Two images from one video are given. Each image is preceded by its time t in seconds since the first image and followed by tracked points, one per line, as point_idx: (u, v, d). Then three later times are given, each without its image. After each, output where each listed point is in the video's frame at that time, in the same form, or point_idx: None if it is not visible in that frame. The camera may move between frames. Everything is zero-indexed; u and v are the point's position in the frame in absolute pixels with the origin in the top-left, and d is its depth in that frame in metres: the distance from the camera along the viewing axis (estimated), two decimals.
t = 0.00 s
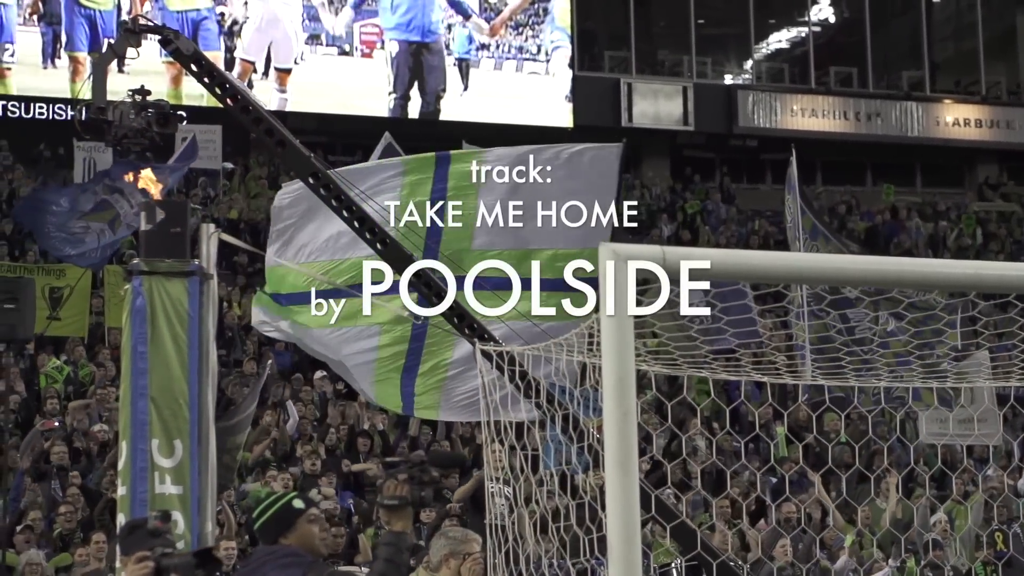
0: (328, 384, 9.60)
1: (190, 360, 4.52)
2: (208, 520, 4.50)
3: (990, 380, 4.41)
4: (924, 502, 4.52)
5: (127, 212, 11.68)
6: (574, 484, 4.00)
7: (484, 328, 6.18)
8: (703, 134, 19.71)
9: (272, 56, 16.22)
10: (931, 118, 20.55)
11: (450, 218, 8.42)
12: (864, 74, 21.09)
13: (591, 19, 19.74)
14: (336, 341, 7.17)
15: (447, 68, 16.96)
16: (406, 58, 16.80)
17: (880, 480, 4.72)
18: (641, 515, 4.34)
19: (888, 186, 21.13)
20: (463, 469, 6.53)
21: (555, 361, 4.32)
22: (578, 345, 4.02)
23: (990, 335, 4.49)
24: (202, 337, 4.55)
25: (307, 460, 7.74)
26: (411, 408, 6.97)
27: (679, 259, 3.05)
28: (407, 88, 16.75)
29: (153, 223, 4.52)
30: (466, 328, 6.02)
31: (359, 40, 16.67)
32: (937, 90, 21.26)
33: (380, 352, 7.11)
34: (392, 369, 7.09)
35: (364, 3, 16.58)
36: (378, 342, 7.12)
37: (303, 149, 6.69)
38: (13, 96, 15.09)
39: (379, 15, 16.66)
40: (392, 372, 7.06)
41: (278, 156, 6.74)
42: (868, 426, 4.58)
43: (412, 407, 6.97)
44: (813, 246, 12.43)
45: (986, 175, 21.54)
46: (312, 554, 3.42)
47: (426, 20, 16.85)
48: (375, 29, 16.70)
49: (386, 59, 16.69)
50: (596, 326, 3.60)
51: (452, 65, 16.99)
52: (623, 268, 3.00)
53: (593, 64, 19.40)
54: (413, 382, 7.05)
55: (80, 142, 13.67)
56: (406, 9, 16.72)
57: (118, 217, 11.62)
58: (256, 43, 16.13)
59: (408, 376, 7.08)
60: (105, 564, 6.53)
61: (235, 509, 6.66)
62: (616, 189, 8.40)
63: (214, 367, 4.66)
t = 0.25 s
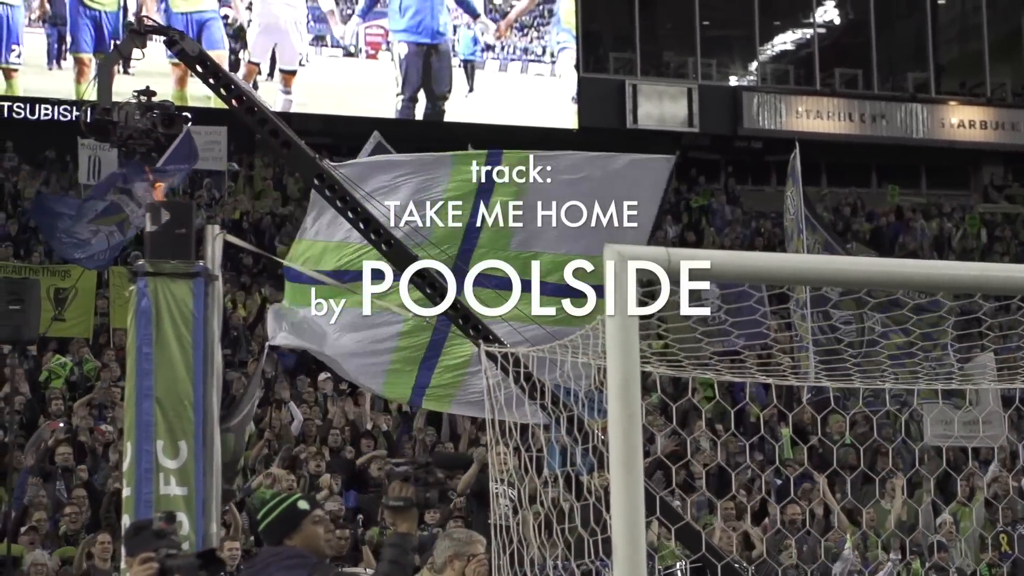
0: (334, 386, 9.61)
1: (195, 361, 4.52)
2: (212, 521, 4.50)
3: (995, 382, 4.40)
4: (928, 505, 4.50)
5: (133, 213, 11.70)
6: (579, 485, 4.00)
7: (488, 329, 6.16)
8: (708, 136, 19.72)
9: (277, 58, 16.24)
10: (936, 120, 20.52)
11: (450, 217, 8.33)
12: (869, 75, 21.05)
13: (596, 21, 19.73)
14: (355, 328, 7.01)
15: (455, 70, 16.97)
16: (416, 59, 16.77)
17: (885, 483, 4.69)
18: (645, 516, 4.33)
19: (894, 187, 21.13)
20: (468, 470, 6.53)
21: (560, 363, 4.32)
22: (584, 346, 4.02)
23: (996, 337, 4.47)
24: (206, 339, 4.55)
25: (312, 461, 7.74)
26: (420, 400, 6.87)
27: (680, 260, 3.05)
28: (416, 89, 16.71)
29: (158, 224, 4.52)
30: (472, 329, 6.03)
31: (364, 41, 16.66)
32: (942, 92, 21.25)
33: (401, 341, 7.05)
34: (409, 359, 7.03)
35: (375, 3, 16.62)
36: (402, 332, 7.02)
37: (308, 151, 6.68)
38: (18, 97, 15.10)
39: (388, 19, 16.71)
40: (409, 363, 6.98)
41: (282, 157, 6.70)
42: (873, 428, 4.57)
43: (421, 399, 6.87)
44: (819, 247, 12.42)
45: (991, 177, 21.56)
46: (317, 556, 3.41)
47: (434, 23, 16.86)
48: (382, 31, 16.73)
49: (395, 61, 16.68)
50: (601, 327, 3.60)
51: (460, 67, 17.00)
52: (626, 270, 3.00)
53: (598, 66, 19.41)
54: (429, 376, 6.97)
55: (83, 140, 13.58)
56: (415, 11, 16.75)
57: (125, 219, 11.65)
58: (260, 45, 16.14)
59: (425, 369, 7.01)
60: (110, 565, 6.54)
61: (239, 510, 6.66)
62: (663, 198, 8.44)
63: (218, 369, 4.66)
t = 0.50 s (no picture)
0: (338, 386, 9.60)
1: (198, 361, 4.53)
2: (215, 521, 4.51)
3: (998, 382, 4.39)
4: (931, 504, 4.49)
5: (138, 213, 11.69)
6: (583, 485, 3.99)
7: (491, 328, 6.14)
8: (712, 136, 19.71)
9: (281, 58, 16.25)
10: (939, 121, 20.56)
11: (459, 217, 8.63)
12: (873, 76, 21.06)
13: (600, 21, 19.73)
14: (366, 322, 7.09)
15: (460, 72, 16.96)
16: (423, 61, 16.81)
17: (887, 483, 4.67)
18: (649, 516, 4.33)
19: (897, 188, 21.13)
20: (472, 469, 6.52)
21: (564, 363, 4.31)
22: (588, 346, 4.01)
23: (999, 338, 4.47)
24: (209, 339, 4.56)
25: (315, 462, 7.74)
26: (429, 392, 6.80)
27: (681, 259, 3.04)
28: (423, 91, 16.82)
29: (161, 224, 4.52)
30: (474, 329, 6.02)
31: (369, 41, 16.66)
32: (945, 92, 21.24)
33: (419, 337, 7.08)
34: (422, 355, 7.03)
35: (380, 4, 16.55)
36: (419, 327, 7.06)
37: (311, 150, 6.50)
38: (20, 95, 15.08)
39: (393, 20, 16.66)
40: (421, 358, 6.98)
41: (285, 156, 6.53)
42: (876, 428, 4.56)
43: (430, 390, 6.78)
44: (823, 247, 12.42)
45: (994, 178, 21.55)
46: (321, 556, 3.41)
47: (440, 23, 16.85)
48: (385, 31, 16.68)
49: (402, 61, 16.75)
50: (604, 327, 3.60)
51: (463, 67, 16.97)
52: (628, 271, 3.01)
53: (602, 66, 19.41)
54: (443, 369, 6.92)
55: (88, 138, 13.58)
56: (421, 12, 16.75)
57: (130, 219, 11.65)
58: (264, 46, 16.15)
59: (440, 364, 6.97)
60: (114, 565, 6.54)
61: (242, 510, 6.66)
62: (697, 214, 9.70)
63: (222, 370, 4.66)
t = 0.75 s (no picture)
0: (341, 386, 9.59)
1: (200, 360, 4.53)
2: (218, 521, 4.52)
3: (1001, 382, 4.38)
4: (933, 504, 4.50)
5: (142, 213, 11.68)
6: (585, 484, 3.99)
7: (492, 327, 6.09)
8: (714, 135, 19.70)
9: (284, 57, 16.25)
10: (942, 119, 20.55)
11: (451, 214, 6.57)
12: (875, 76, 21.11)
13: (602, 20, 19.72)
14: (368, 322, 6.22)
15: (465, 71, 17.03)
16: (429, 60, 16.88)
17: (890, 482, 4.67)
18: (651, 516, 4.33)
19: (899, 187, 21.14)
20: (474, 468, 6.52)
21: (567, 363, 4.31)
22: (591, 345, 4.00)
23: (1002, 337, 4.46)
24: (212, 338, 4.56)
25: (317, 462, 7.73)
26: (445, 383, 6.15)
27: (681, 259, 3.04)
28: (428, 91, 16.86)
29: (163, 223, 4.52)
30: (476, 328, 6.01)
31: (371, 40, 16.67)
32: (948, 92, 21.25)
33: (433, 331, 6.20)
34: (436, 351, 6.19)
35: (383, 4, 16.54)
36: (431, 323, 6.16)
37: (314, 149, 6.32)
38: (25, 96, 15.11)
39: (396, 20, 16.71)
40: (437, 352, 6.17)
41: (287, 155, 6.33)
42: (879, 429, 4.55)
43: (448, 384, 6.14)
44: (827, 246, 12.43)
45: (997, 177, 21.57)
46: (323, 555, 3.41)
47: (445, 23, 16.86)
48: (388, 30, 16.74)
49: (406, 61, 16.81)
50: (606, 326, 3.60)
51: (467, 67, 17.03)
52: (629, 271, 3.01)
53: (604, 65, 19.40)
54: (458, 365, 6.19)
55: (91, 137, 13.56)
56: (426, 13, 16.73)
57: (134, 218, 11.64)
58: (266, 45, 16.15)
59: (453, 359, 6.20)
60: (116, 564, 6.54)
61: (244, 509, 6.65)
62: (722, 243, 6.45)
63: (224, 370, 4.66)
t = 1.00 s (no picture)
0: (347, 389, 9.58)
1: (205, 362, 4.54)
2: (222, 522, 4.52)
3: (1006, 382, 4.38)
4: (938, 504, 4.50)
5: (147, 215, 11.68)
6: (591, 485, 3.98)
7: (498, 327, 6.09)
8: (719, 137, 19.69)
9: (288, 60, 16.26)
10: (946, 121, 20.54)
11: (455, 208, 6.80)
12: (880, 77, 21.04)
13: (606, 22, 19.71)
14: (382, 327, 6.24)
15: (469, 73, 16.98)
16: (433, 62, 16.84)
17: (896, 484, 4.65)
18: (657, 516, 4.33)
19: (904, 188, 21.14)
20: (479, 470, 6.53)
21: (572, 364, 4.31)
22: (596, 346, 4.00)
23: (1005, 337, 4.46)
24: (216, 339, 4.57)
25: (322, 464, 7.72)
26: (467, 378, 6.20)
27: (683, 260, 3.04)
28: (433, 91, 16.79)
29: (168, 225, 4.52)
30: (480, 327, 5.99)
31: (376, 43, 16.71)
32: (952, 92, 21.26)
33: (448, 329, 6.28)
34: (451, 348, 6.27)
35: (387, 4, 16.65)
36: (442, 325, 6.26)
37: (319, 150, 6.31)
38: (30, 98, 15.13)
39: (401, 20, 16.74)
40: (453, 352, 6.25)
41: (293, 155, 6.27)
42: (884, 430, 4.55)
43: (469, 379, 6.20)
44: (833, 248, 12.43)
45: (1002, 177, 21.57)
46: (328, 557, 3.40)
47: (449, 24, 16.86)
48: (392, 32, 16.76)
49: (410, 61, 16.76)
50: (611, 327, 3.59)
51: (472, 68, 16.99)
52: (633, 271, 3.00)
53: (609, 67, 19.40)
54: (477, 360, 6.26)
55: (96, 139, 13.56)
56: (431, 14, 16.77)
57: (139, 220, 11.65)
58: (270, 47, 16.16)
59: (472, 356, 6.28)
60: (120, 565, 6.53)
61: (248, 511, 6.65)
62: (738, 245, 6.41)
63: (228, 371, 4.67)
